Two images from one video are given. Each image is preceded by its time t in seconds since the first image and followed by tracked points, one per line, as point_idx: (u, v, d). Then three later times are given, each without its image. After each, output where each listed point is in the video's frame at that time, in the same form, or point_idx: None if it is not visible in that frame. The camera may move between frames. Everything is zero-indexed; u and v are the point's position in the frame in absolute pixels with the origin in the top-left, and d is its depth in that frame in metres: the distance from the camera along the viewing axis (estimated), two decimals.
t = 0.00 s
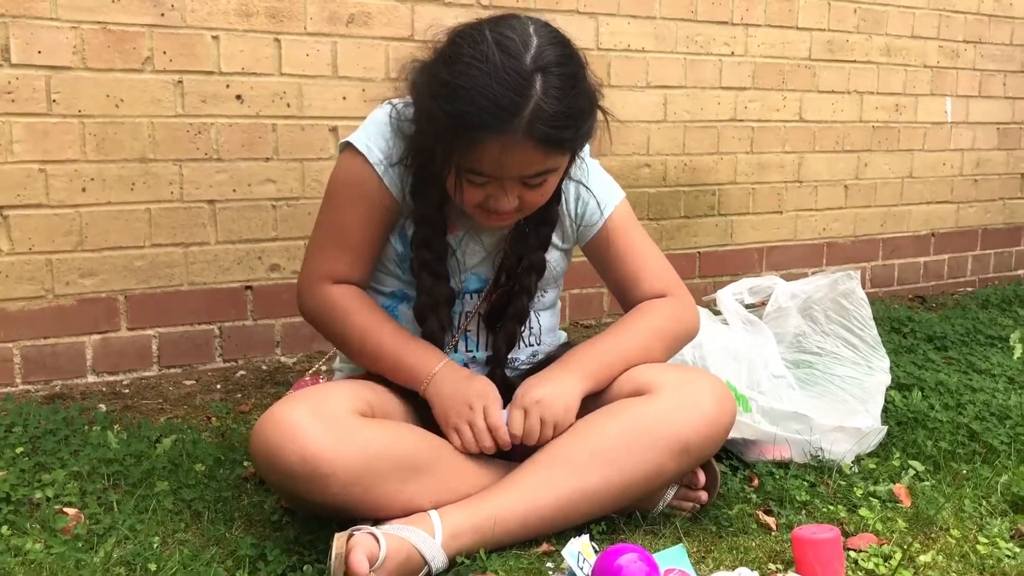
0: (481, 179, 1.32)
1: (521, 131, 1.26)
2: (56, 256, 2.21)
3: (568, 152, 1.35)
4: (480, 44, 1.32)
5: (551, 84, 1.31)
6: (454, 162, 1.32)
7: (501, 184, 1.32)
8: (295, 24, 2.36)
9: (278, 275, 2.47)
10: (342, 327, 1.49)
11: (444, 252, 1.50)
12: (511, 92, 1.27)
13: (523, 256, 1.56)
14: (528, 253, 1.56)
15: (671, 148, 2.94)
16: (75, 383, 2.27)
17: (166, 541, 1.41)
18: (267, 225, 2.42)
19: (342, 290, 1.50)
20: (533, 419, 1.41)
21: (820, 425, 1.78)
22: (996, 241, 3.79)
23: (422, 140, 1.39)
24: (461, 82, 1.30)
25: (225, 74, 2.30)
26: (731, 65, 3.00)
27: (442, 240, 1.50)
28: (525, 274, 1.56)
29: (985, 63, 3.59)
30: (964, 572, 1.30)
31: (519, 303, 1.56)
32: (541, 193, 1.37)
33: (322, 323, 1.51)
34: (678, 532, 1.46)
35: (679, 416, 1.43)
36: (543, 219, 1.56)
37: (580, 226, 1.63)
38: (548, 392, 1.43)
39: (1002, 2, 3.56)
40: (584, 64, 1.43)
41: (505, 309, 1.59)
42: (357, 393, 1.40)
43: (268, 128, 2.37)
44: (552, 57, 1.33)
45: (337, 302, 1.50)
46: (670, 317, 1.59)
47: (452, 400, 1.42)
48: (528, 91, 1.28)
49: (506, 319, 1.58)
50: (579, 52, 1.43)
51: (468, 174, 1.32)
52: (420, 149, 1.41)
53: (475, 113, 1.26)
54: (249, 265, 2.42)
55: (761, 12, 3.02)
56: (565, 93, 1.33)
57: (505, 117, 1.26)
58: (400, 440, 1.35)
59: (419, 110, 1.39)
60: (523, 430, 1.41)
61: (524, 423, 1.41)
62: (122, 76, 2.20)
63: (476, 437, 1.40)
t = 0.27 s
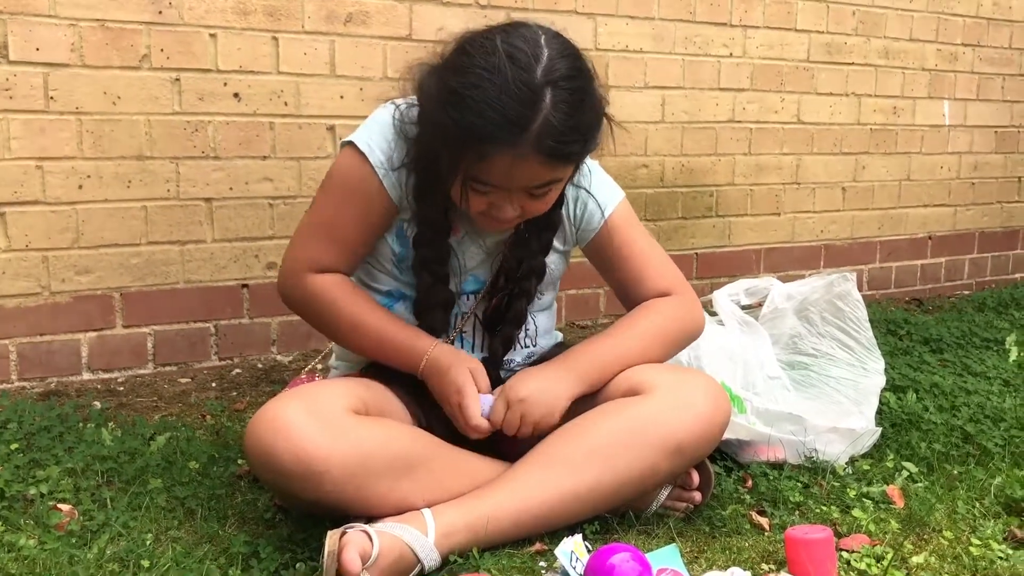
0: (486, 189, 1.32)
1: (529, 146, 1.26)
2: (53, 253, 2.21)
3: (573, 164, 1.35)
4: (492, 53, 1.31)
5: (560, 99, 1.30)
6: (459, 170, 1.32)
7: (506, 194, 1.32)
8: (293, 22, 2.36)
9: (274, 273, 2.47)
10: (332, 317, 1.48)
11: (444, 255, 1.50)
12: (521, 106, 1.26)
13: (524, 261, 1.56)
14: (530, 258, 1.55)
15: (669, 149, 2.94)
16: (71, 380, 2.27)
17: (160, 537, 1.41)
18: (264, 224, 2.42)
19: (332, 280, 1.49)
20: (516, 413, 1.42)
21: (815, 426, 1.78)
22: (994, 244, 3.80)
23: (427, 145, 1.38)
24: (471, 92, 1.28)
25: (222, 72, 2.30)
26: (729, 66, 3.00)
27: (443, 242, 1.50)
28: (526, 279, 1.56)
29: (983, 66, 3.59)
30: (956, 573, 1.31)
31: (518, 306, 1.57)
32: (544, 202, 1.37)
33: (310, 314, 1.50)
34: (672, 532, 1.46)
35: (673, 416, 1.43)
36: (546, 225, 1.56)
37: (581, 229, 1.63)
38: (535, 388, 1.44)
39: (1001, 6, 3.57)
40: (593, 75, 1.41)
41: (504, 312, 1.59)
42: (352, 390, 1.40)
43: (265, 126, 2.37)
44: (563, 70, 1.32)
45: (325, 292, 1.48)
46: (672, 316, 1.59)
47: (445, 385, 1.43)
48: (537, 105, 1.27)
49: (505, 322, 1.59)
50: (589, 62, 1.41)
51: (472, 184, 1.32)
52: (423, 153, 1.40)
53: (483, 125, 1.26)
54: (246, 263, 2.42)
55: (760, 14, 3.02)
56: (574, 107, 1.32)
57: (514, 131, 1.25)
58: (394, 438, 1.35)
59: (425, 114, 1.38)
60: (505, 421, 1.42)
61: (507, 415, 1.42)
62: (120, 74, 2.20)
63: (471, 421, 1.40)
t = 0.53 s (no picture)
0: (495, 208, 1.32)
1: (542, 174, 1.26)
2: (59, 252, 2.21)
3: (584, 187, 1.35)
4: (512, 76, 1.29)
5: (578, 128, 1.28)
6: (471, 190, 1.32)
7: (515, 214, 1.32)
8: (299, 23, 2.36)
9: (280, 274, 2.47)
10: (323, 316, 1.48)
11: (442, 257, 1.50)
12: (537, 135, 1.25)
13: (530, 268, 1.56)
14: (536, 266, 1.56)
15: (675, 150, 2.94)
16: (78, 379, 2.28)
17: (164, 537, 1.41)
18: (270, 224, 2.43)
19: (325, 279, 1.49)
20: (515, 412, 1.44)
21: (819, 428, 1.77)
22: (1001, 245, 3.78)
23: (438, 158, 1.38)
24: (488, 114, 1.27)
25: (229, 73, 2.31)
26: (735, 68, 3.00)
27: (441, 247, 1.49)
28: (533, 286, 1.56)
29: (991, 67, 3.58)
30: None
31: (524, 314, 1.57)
32: (552, 219, 1.38)
33: (302, 311, 1.49)
34: (675, 534, 1.46)
35: (678, 418, 1.43)
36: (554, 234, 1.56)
37: (589, 236, 1.63)
38: (537, 389, 1.45)
39: (1009, 7, 3.55)
40: (612, 99, 1.40)
41: (509, 320, 1.59)
42: (356, 390, 1.40)
43: (271, 127, 2.38)
44: (583, 99, 1.30)
45: (317, 291, 1.47)
46: (683, 317, 1.58)
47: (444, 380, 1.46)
48: (554, 135, 1.26)
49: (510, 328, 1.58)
50: (608, 85, 1.40)
51: (483, 203, 1.32)
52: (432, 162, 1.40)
53: (498, 152, 1.25)
54: (251, 263, 2.43)
55: (766, 15, 3.02)
56: (591, 136, 1.31)
57: (529, 160, 1.25)
58: (397, 438, 1.35)
59: (437, 126, 1.37)
60: (503, 418, 1.45)
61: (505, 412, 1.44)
62: (127, 74, 2.21)
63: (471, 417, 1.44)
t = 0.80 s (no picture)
0: (505, 214, 1.32)
1: (554, 183, 1.25)
2: (69, 250, 2.22)
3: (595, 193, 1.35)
4: (524, 83, 1.28)
5: (590, 137, 1.28)
6: (482, 196, 1.31)
7: (524, 220, 1.33)
8: (309, 21, 2.37)
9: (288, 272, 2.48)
10: (322, 320, 1.47)
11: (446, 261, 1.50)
12: (550, 143, 1.24)
13: (537, 269, 1.56)
14: (543, 268, 1.56)
15: (684, 148, 2.93)
16: (88, 377, 2.29)
17: (173, 534, 1.42)
18: (279, 222, 2.43)
19: (327, 285, 1.48)
20: (519, 415, 1.45)
21: (829, 427, 1.77)
22: (1012, 244, 3.76)
23: (448, 164, 1.37)
24: (499, 122, 1.26)
25: (238, 71, 2.31)
26: (745, 65, 2.99)
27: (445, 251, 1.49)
28: (540, 289, 1.56)
29: (1002, 65, 3.56)
30: None
31: (530, 317, 1.58)
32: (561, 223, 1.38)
33: (300, 315, 1.49)
34: (684, 533, 1.45)
35: (687, 417, 1.43)
36: (561, 235, 1.55)
37: (595, 235, 1.62)
38: (542, 393, 1.45)
39: (1021, 4, 3.53)
40: (623, 106, 1.39)
41: (517, 322, 1.59)
42: (365, 389, 1.40)
43: (280, 125, 2.38)
44: (595, 106, 1.29)
45: (318, 297, 1.47)
46: (690, 316, 1.57)
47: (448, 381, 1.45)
48: (566, 143, 1.25)
49: (518, 330, 1.59)
50: (619, 91, 1.39)
51: (493, 209, 1.32)
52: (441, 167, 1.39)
53: (510, 160, 1.24)
54: (260, 261, 2.43)
55: (776, 13, 3.01)
56: (603, 143, 1.30)
57: (540, 169, 1.24)
58: (406, 437, 1.35)
59: (446, 130, 1.36)
60: (508, 420, 1.45)
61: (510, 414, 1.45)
62: (136, 73, 2.21)
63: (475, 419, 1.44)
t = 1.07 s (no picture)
0: (499, 211, 1.32)
1: (547, 177, 1.25)
2: (72, 247, 2.23)
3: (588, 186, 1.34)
4: (513, 78, 1.27)
5: (581, 130, 1.27)
6: (475, 193, 1.31)
7: (518, 216, 1.32)
8: (311, 19, 2.37)
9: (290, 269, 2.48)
10: (316, 325, 1.47)
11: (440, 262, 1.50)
12: (541, 138, 1.24)
13: (534, 264, 1.55)
14: (540, 263, 1.55)
15: (686, 147, 2.93)
16: (89, 374, 2.29)
17: (174, 530, 1.42)
18: (281, 220, 2.43)
19: (320, 291, 1.48)
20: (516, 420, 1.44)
21: (830, 427, 1.77)
22: (1014, 245, 3.76)
23: (440, 162, 1.36)
24: (489, 118, 1.26)
25: (241, 69, 2.31)
26: (747, 65, 2.99)
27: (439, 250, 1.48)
28: (538, 283, 1.55)
29: (1006, 66, 3.55)
30: None
31: (529, 312, 1.56)
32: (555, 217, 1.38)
33: (294, 322, 1.48)
34: (684, 532, 1.45)
35: (688, 416, 1.42)
36: (555, 230, 1.54)
37: (589, 228, 1.61)
38: (540, 397, 1.45)
39: None
40: (612, 98, 1.38)
41: (516, 319, 1.59)
42: (366, 387, 1.40)
43: (283, 123, 2.38)
44: (585, 99, 1.29)
45: (312, 303, 1.47)
46: (684, 313, 1.57)
47: (447, 386, 1.47)
48: (558, 137, 1.25)
49: (517, 327, 1.58)
50: (608, 83, 1.38)
51: (487, 206, 1.32)
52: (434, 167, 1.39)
53: (503, 156, 1.24)
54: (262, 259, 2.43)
55: (779, 13, 3.00)
56: (594, 136, 1.29)
57: (532, 164, 1.24)
58: (407, 435, 1.35)
59: (437, 129, 1.36)
60: (506, 426, 1.45)
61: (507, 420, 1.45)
62: (139, 70, 2.21)
63: (474, 423, 1.45)
